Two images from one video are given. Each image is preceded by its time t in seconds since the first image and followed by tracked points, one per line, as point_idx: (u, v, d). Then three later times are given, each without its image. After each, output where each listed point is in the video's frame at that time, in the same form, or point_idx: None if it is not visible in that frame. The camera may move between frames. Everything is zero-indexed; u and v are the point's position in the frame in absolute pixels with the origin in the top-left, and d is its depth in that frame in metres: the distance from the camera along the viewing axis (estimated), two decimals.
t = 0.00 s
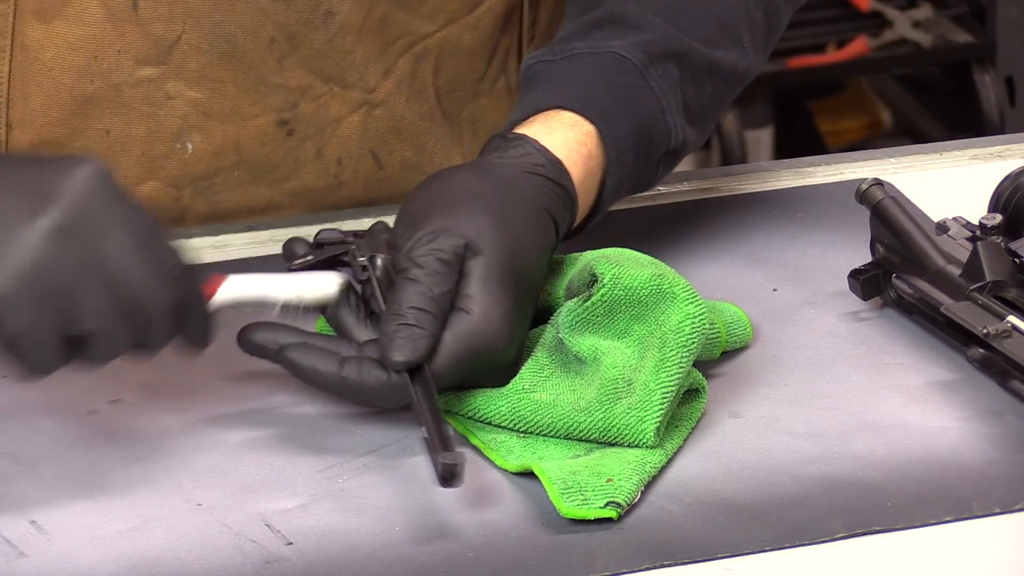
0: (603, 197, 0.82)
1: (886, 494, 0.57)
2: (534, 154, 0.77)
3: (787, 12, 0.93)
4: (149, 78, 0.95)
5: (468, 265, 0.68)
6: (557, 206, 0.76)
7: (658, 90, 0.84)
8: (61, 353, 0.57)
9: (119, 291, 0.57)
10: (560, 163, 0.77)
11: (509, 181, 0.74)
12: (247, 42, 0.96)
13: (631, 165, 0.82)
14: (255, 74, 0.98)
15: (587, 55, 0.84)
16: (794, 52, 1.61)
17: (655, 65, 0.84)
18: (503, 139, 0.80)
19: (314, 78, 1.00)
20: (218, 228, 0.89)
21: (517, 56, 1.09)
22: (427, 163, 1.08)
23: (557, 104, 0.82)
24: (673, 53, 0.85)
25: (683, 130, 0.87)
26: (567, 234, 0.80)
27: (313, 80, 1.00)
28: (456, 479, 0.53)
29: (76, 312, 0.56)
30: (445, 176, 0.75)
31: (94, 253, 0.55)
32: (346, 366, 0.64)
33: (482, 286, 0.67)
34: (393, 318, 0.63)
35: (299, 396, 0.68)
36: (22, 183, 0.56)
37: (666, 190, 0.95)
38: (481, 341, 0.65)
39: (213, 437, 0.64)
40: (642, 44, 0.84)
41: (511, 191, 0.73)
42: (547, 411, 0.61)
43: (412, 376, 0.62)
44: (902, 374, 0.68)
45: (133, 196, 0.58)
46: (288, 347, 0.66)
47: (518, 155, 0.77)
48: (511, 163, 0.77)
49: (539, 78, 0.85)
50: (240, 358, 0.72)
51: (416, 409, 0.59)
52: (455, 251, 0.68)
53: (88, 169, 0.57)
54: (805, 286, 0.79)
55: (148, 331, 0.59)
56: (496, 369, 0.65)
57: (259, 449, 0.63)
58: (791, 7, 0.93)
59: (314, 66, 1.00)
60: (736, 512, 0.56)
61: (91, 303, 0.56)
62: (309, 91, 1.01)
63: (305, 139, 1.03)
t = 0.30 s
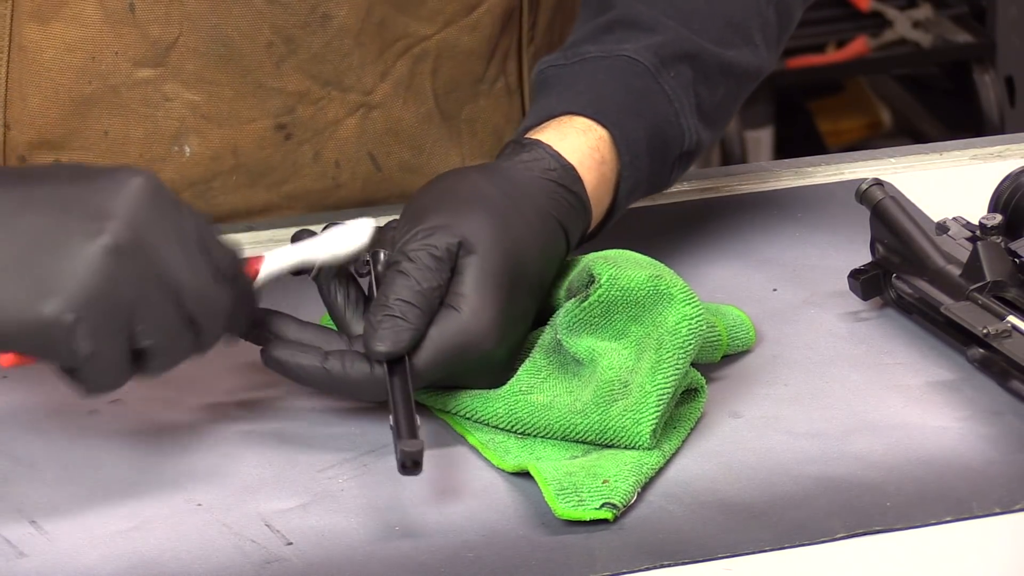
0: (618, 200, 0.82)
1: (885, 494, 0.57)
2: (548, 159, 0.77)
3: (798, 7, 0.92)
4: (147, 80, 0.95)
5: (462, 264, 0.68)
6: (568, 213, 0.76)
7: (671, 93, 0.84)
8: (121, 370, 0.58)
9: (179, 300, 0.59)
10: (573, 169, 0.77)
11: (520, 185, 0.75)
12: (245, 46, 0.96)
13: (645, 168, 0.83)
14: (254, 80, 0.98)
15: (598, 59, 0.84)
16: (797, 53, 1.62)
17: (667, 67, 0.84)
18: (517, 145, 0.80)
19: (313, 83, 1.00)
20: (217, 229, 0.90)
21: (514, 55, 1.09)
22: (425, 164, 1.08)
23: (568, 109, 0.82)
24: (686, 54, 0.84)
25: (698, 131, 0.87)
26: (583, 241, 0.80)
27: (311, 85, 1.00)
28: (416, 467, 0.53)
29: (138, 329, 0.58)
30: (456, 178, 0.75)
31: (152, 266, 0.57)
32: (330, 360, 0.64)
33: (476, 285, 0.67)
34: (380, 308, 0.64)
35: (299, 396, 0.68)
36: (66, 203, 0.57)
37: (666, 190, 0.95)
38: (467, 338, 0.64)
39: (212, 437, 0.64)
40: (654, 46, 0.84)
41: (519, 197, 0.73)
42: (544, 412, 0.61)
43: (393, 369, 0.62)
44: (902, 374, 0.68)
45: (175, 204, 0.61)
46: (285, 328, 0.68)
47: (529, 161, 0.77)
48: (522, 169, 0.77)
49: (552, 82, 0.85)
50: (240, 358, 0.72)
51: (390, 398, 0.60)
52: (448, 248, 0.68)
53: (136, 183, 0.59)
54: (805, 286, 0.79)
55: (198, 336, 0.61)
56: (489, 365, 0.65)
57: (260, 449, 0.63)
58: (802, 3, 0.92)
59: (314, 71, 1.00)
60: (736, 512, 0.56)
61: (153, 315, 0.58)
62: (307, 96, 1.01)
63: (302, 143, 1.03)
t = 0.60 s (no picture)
0: (622, 202, 0.83)
1: (886, 494, 0.57)
2: (553, 163, 0.77)
3: (793, 2, 0.92)
4: (152, 85, 0.95)
5: (463, 268, 0.68)
6: (572, 218, 0.76)
7: (672, 94, 0.84)
8: (158, 362, 0.57)
9: (214, 287, 0.58)
10: (578, 173, 0.77)
11: (523, 188, 0.75)
12: (249, 50, 0.96)
13: (648, 170, 0.83)
14: (260, 83, 0.98)
15: (599, 60, 0.84)
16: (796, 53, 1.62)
17: (668, 68, 0.84)
18: (521, 149, 0.80)
19: (318, 85, 1.00)
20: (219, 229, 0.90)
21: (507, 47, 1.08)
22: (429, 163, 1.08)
23: (570, 113, 0.82)
24: (687, 55, 0.84)
25: (699, 132, 0.87)
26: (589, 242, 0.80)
27: (317, 88, 1.00)
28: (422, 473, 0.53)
29: (176, 315, 0.57)
30: (460, 181, 0.74)
31: (186, 254, 0.56)
32: (328, 361, 0.64)
33: (478, 291, 0.66)
34: (380, 310, 0.63)
35: (299, 396, 0.68)
36: (101, 192, 0.55)
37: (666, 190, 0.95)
38: (467, 342, 0.64)
39: (212, 437, 0.64)
40: (655, 47, 0.83)
41: (524, 201, 0.73)
42: (543, 414, 0.61)
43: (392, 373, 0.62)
44: (902, 374, 0.68)
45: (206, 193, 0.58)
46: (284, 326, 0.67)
47: (533, 165, 0.77)
48: (527, 173, 0.77)
49: (553, 84, 0.85)
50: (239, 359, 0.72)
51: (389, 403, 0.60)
52: (451, 251, 0.68)
53: (166, 171, 0.56)
54: (805, 286, 0.79)
55: (234, 323, 0.60)
56: (489, 368, 0.65)
57: (259, 449, 0.63)
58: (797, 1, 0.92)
59: (319, 74, 1.00)
60: (736, 512, 0.56)
61: (189, 303, 0.57)
62: (312, 98, 1.01)
63: (307, 145, 1.03)
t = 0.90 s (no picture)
0: (619, 201, 0.83)
1: (885, 494, 0.57)
2: (547, 161, 0.77)
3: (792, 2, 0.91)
4: (151, 88, 0.95)
5: (455, 265, 0.68)
6: (569, 215, 0.76)
7: (668, 93, 0.84)
8: (165, 347, 0.59)
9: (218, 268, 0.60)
10: (571, 171, 0.77)
11: (518, 188, 0.75)
12: (248, 52, 0.96)
13: (644, 170, 0.83)
14: (258, 85, 0.98)
15: (596, 60, 0.84)
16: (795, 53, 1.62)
17: (664, 68, 0.84)
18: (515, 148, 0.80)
19: (316, 85, 1.00)
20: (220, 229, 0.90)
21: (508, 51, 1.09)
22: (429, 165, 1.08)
23: (567, 112, 0.82)
24: (683, 55, 0.84)
25: (695, 131, 0.87)
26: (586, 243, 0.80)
27: (315, 87, 1.00)
28: (413, 474, 0.53)
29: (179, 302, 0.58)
30: (455, 184, 0.75)
31: (192, 244, 0.58)
32: (327, 354, 0.65)
33: (471, 287, 0.67)
34: (374, 308, 0.64)
35: (300, 397, 0.68)
36: (100, 184, 0.58)
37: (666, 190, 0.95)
38: (461, 340, 0.64)
39: (212, 437, 0.64)
40: (650, 48, 0.83)
41: (518, 201, 0.73)
42: (543, 413, 0.61)
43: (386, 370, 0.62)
44: (902, 374, 0.68)
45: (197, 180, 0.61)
46: (282, 320, 0.67)
47: (528, 164, 0.77)
48: (522, 171, 0.77)
49: (550, 85, 0.85)
50: (239, 360, 0.72)
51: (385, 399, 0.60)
52: (440, 250, 0.68)
53: (169, 157, 0.59)
54: (804, 285, 0.79)
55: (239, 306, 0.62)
56: (484, 364, 0.65)
57: (259, 449, 0.63)
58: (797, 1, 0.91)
59: (318, 74, 0.99)
60: (736, 512, 0.56)
61: (196, 288, 0.59)
62: (311, 97, 1.01)
63: (307, 145, 1.03)
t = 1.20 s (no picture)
0: (613, 198, 0.83)
1: (885, 494, 0.57)
2: (536, 157, 0.77)
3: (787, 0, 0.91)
4: (146, 84, 0.95)
5: (447, 264, 0.68)
6: (559, 209, 0.76)
7: (661, 89, 0.84)
8: (108, 379, 0.58)
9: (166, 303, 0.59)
10: (560, 165, 0.77)
11: (507, 182, 0.75)
12: (243, 48, 0.96)
13: (637, 165, 0.83)
14: (254, 81, 0.98)
15: (589, 56, 0.83)
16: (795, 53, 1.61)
17: (656, 64, 0.84)
18: (504, 145, 0.80)
19: (312, 83, 1.00)
20: (220, 229, 0.90)
21: (504, 49, 1.09)
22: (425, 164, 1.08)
23: (558, 107, 0.82)
24: (675, 50, 0.84)
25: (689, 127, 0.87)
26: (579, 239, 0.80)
27: (311, 85, 1.00)
28: (419, 473, 0.53)
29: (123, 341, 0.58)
30: (444, 182, 0.75)
31: (139, 274, 0.57)
32: (330, 355, 0.65)
33: (466, 286, 0.67)
34: (368, 312, 0.64)
35: (299, 397, 0.68)
36: (52, 212, 0.57)
37: (666, 191, 0.95)
38: (460, 338, 0.64)
39: (211, 437, 0.64)
40: (643, 43, 0.83)
41: (506, 197, 0.73)
42: (543, 413, 0.61)
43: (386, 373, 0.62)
44: (902, 374, 0.68)
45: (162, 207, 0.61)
46: (288, 317, 0.68)
47: (518, 160, 0.78)
48: (512, 168, 0.77)
49: (542, 83, 0.85)
50: (239, 360, 0.72)
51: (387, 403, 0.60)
52: (431, 250, 0.68)
53: (125, 188, 0.59)
54: (804, 285, 0.79)
55: (187, 340, 0.62)
56: (484, 361, 0.65)
57: (259, 449, 0.63)
58: None
59: (313, 72, 1.00)
60: (736, 512, 0.56)
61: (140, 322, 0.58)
62: (306, 96, 1.01)
63: (304, 144, 1.03)
